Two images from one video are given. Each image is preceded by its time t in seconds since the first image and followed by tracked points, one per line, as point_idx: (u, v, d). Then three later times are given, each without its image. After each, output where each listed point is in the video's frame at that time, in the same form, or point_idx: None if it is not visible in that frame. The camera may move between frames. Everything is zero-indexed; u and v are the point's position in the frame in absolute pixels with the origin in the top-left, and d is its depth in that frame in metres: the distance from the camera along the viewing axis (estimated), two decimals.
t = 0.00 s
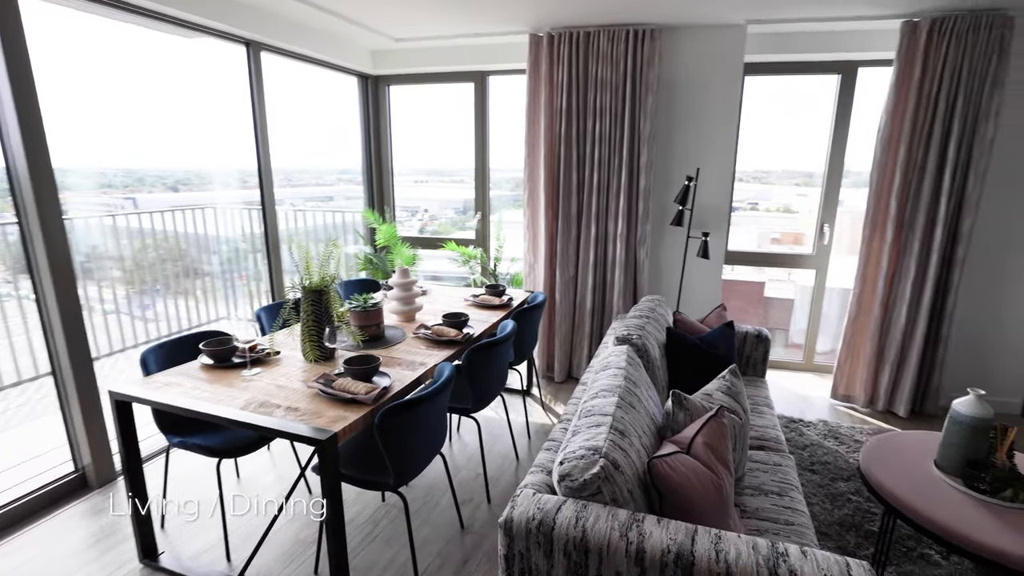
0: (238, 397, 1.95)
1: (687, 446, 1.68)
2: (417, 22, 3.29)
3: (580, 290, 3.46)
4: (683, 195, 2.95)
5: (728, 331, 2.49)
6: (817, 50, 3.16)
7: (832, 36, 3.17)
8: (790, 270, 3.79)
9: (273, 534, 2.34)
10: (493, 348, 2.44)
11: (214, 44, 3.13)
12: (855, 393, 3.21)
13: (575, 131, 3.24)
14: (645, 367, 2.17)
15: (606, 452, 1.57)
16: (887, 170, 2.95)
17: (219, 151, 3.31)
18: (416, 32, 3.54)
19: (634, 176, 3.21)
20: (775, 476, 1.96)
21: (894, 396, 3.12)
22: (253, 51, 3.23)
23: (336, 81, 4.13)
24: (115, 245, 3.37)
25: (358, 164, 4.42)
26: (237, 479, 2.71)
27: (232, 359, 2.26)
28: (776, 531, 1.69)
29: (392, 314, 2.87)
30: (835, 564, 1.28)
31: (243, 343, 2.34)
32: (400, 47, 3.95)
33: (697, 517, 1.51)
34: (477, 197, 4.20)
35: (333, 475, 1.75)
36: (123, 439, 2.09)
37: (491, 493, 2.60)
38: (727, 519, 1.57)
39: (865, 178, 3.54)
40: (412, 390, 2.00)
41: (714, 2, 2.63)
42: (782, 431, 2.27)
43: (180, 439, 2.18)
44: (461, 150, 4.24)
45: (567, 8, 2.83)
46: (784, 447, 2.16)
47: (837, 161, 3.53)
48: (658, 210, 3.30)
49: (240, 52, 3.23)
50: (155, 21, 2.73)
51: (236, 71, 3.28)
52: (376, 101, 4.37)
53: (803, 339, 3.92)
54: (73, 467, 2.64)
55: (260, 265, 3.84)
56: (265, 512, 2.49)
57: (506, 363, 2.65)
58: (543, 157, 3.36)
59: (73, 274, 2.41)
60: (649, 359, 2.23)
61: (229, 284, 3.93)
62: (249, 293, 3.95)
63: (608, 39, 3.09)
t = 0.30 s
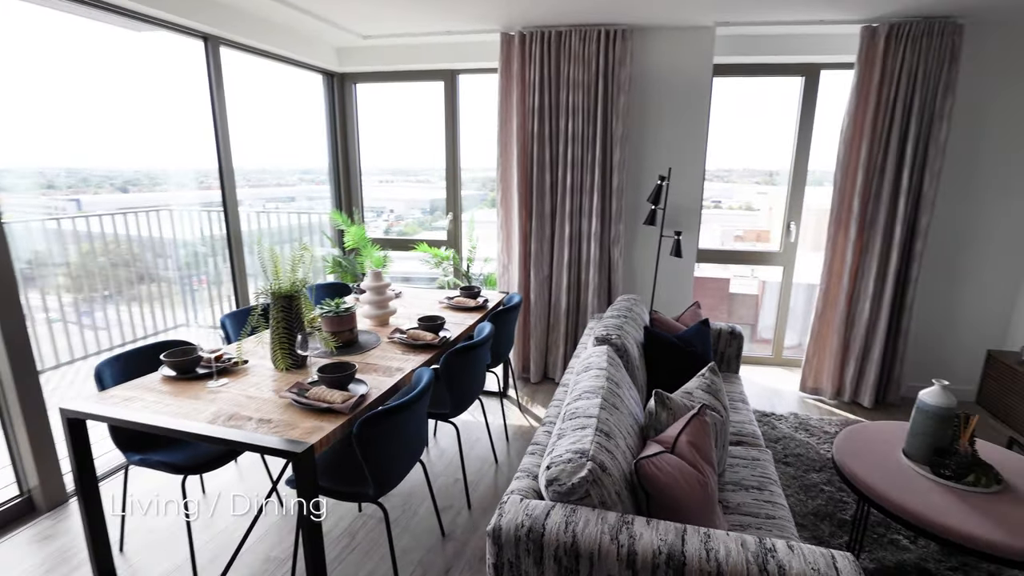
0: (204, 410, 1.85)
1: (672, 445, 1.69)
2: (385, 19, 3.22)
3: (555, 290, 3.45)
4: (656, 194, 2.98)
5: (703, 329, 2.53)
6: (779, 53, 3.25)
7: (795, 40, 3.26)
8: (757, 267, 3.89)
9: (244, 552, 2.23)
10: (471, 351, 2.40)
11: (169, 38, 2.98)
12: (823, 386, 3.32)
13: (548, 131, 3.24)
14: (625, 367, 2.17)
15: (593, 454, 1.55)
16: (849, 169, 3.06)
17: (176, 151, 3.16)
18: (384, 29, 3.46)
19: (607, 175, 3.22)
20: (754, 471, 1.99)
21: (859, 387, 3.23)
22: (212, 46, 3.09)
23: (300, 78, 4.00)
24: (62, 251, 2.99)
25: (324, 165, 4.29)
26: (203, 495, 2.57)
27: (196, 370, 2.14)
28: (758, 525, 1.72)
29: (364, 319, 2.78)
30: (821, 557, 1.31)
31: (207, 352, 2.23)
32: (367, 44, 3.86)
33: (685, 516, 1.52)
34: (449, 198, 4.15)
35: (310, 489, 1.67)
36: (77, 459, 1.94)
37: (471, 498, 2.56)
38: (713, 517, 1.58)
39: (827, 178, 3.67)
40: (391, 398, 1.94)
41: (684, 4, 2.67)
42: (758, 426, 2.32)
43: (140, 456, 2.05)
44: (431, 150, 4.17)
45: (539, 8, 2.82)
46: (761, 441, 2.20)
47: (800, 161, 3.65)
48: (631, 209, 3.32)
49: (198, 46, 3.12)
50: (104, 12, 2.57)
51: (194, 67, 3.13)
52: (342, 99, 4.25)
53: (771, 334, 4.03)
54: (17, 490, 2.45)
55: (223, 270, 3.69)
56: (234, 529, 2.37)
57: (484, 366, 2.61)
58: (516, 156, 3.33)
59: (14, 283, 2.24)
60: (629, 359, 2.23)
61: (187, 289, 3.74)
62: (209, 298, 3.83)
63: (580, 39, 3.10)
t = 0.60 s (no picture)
0: (169, 423, 1.75)
1: (655, 443, 1.69)
2: (352, 15, 3.14)
3: (529, 289, 3.44)
4: (629, 193, 3.00)
5: (679, 326, 2.56)
6: (744, 56, 3.34)
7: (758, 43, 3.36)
8: (725, 265, 3.98)
9: (213, 569, 2.12)
10: (449, 354, 2.36)
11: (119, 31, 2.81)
12: (791, 379, 3.43)
13: (520, 131, 3.22)
14: (604, 366, 2.18)
15: (579, 456, 1.54)
16: (813, 170, 3.16)
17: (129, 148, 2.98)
18: (350, 26, 3.38)
19: (580, 175, 3.23)
20: (732, 465, 2.03)
21: (825, 379, 3.35)
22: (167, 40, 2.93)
23: (263, 75, 3.86)
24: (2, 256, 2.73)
25: (289, 164, 4.16)
26: (167, 515, 2.46)
27: (158, 381, 2.03)
28: (738, 518, 1.74)
29: (336, 323, 2.70)
30: (804, 549, 1.34)
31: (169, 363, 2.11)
32: (333, 41, 3.76)
33: (670, 514, 1.52)
34: (420, 198, 4.09)
35: (286, 502, 1.59)
36: (27, 481, 1.80)
37: (451, 503, 2.52)
38: (697, 513, 1.59)
39: (791, 177, 3.79)
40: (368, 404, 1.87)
41: (654, 6, 2.70)
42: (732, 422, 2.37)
43: (98, 475, 1.93)
44: (401, 149, 4.10)
45: (512, 7, 2.80)
46: (736, 436, 2.24)
47: (765, 162, 3.75)
48: (604, 209, 3.34)
49: (152, 40, 2.96)
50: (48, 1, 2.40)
51: (147, 61, 2.96)
52: (306, 96, 4.13)
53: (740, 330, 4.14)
54: None
55: (179, 271, 3.48)
56: (203, 546, 2.26)
57: (461, 369, 2.57)
58: (488, 157, 3.30)
59: None
60: (607, 358, 2.24)
61: (143, 294, 3.52)
62: (167, 303, 3.62)
63: (551, 39, 3.10)
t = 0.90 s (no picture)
0: (132, 437, 1.65)
1: (637, 441, 1.71)
2: (318, 12, 3.05)
3: (503, 289, 3.43)
4: (602, 193, 3.03)
5: (655, 324, 2.60)
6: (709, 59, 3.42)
7: (721, 45, 3.45)
8: (695, 263, 4.07)
9: None
10: (427, 357, 2.32)
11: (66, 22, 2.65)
12: (761, 373, 3.53)
13: (492, 130, 3.20)
14: (583, 365, 2.18)
15: (564, 456, 1.53)
16: (779, 170, 3.26)
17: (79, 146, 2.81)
18: (316, 22, 3.29)
19: (552, 174, 3.24)
20: (710, 459, 2.07)
21: (793, 371, 3.46)
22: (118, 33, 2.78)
23: (224, 72, 3.72)
24: None
25: (253, 165, 4.02)
26: (128, 533, 2.32)
27: (118, 393, 1.92)
28: (719, 511, 1.78)
29: (307, 327, 2.62)
30: (786, 538, 1.37)
31: (130, 374, 2.00)
32: (297, 37, 3.66)
33: (655, 510, 1.53)
34: (390, 199, 4.01)
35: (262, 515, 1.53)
36: None
37: (431, 508, 2.47)
38: (681, 508, 1.61)
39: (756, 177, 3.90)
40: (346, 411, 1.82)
41: (625, 7, 2.73)
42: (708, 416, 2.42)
43: (50, 496, 1.81)
44: (369, 149, 4.01)
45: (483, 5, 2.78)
46: (712, 430, 2.29)
47: (733, 162, 3.85)
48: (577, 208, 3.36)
49: (102, 33, 2.80)
50: None
51: (97, 55, 2.80)
52: (269, 94, 4.00)
53: (711, 326, 4.23)
54: None
55: (139, 278, 3.14)
56: (169, 565, 2.14)
57: (438, 372, 2.53)
58: (460, 156, 3.27)
59: None
60: (586, 357, 2.25)
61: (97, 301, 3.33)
62: (120, 308, 3.15)
63: (522, 38, 3.09)
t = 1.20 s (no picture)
0: (91, 455, 1.55)
1: (621, 440, 1.71)
2: (283, 8, 2.96)
3: (477, 290, 3.40)
4: (575, 193, 3.04)
5: (630, 322, 2.62)
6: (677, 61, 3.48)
7: (687, 48, 3.52)
8: (665, 261, 4.15)
9: None
10: (404, 361, 2.27)
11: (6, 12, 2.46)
12: (731, 368, 3.63)
13: (464, 130, 3.17)
14: (563, 366, 2.18)
15: (550, 457, 1.52)
16: (747, 170, 3.35)
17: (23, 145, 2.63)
18: (279, 18, 3.19)
19: (525, 174, 3.23)
20: (689, 455, 2.11)
21: (762, 366, 3.57)
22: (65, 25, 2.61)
23: (181, 69, 3.55)
24: None
25: (213, 165, 3.86)
26: (85, 555, 2.18)
27: (72, 408, 1.80)
28: (700, 505, 1.81)
29: (276, 334, 2.54)
30: (769, 530, 1.40)
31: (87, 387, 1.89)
32: (259, 33, 3.53)
33: (640, 508, 1.54)
34: (359, 200, 3.93)
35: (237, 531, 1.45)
36: None
37: (409, 515, 2.42)
38: (665, 505, 1.63)
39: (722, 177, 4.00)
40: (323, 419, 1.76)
41: (596, 8, 2.75)
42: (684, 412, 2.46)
43: None
44: (337, 149, 3.91)
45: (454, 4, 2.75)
46: (689, 426, 2.33)
47: (700, 163, 3.94)
48: (550, 208, 3.37)
49: (47, 24, 2.62)
50: None
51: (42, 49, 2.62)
52: (230, 92, 3.85)
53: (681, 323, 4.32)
54: None
55: (89, 283, 2.95)
56: None
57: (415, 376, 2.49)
58: (432, 156, 3.23)
59: None
60: (565, 358, 2.25)
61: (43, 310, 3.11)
62: (68, 315, 2.89)
63: (493, 37, 3.07)
